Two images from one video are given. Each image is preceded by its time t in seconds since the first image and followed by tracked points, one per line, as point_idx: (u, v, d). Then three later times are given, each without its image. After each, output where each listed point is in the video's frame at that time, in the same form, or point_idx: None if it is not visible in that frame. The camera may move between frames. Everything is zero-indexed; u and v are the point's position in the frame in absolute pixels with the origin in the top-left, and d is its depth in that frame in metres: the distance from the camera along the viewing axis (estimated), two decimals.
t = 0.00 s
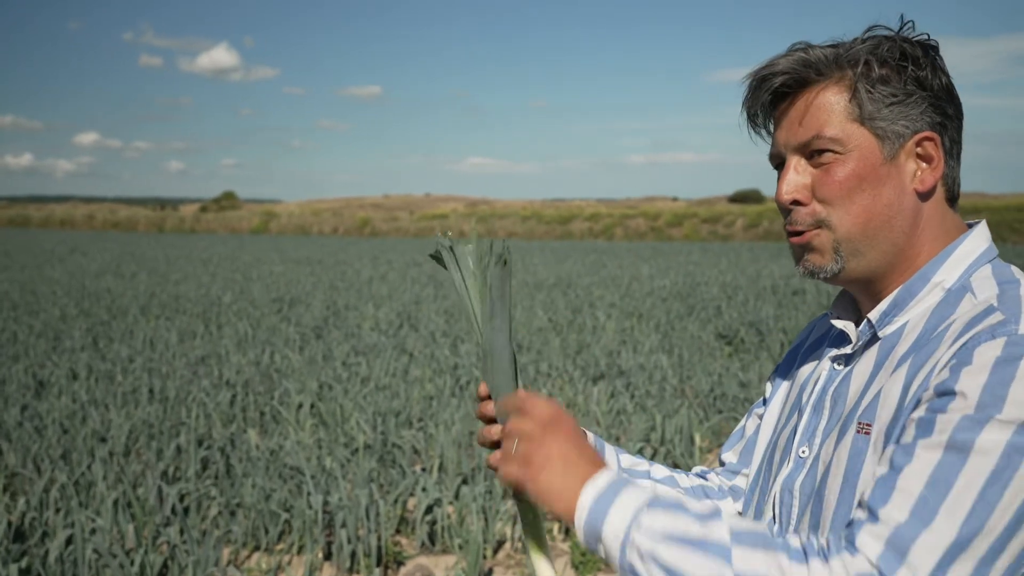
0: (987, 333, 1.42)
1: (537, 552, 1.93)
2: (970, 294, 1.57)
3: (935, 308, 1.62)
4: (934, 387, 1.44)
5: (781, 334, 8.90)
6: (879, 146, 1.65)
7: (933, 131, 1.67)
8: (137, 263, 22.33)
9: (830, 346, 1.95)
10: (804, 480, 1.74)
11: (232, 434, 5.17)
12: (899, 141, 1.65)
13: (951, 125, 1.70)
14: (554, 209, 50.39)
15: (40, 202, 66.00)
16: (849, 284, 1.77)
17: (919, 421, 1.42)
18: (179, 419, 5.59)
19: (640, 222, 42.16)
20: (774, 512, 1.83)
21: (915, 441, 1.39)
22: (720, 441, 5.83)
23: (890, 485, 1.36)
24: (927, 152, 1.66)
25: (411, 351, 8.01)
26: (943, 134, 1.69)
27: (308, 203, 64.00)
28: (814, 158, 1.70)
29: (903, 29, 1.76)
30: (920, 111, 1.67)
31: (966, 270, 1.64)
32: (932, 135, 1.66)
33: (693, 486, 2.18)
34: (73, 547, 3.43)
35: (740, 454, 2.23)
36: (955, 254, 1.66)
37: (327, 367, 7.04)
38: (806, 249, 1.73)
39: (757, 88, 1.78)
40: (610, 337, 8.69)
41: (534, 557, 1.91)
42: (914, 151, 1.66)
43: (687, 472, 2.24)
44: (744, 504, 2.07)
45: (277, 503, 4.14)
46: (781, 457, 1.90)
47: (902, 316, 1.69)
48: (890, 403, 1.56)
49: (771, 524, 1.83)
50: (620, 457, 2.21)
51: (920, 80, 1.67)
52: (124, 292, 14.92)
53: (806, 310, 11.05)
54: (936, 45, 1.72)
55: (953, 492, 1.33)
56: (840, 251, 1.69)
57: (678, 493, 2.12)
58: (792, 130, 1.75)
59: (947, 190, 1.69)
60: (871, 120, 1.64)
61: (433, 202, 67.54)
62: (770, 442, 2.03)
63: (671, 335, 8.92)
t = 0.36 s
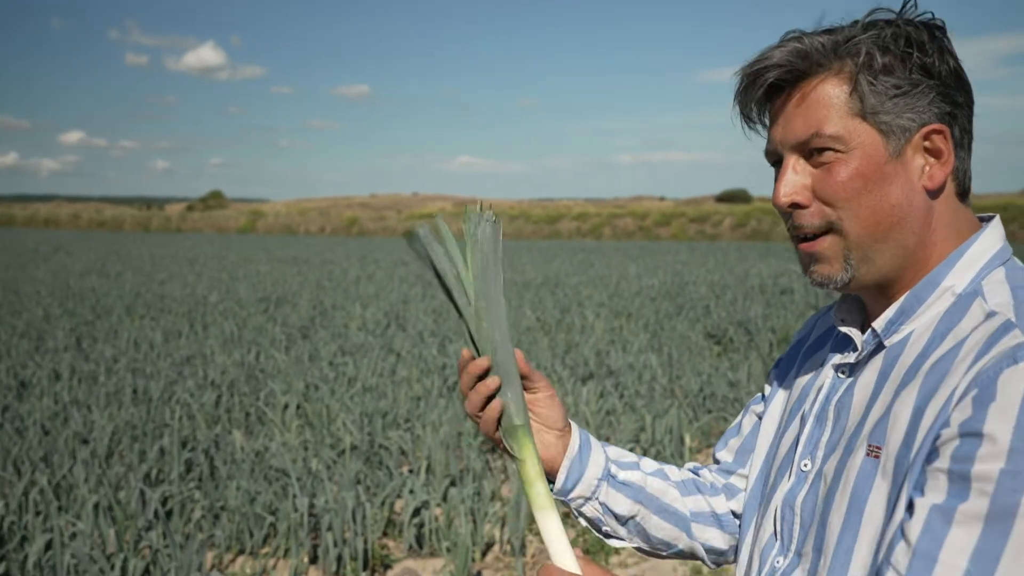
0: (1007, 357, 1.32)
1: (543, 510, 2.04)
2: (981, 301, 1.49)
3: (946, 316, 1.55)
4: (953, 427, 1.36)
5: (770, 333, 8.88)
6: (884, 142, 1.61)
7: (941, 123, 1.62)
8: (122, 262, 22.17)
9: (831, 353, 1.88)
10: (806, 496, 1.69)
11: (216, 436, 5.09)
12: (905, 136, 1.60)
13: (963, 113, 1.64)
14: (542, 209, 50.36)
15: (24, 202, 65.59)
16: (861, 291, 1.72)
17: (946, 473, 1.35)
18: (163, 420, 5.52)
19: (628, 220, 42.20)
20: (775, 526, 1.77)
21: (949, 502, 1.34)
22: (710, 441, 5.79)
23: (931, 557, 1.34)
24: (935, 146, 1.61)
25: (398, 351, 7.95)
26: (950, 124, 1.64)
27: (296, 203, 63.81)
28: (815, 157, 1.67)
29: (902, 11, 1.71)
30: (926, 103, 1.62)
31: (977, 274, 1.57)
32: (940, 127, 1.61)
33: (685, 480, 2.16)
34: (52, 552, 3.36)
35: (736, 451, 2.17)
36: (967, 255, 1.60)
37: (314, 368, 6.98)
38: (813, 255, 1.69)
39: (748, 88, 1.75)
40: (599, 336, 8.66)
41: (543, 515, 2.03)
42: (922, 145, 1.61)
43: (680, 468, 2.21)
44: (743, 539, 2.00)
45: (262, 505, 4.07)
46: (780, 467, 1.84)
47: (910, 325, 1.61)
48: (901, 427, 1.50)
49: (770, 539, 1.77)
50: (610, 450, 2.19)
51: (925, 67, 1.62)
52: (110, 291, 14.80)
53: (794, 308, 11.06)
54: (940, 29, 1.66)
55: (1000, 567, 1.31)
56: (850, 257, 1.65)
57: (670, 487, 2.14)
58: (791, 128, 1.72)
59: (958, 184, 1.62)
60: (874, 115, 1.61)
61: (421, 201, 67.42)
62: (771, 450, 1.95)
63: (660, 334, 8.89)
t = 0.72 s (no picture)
0: None
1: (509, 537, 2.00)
2: (1003, 312, 1.49)
3: (963, 327, 1.54)
4: (976, 442, 1.35)
5: (755, 334, 8.91)
6: (859, 174, 1.56)
7: (922, 136, 1.55)
8: (104, 263, 22.02)
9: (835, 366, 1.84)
10: (812, 511, 1.66)
11: (200, 439, 5.04)
12: (881, 165, 1.55)
13: (952, 114, 1.55)
14: (527, 209, 50.34)
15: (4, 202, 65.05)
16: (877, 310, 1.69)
17: (970, 488, 1.34)
18: (145, 423, 5.46)
19: (613, 220, 42.25)
20: (777, 542, 1.74)
21: (971, 518, 1.33)
22: (697, 441, 5.78)
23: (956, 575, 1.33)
24: (913, 167, 1.55)
25: (383, 352, 7.92)
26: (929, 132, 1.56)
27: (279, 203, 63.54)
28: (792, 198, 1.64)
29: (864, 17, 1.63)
30: (903, 117, 1.55)
31: (994, 281, 1.55)
32: (918, 144, 1.54)
33: (704, 520, 2.14)
34: (34, 558, 3.31)
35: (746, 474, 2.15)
36: (980, 265, 1.57)
37: (298, 369, 6.94)
38: (814, 289, 1.69)
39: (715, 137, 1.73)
40: (584, 337, 8.65)
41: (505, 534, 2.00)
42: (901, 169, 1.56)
43: (697, 502, 2.18)
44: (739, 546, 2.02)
45: (246, 509, 4.03)
46: (782, 480, 1.81)
47: (923, 335, 1.59)
48: (918, 443, 1.49)
49: (772, 555, 1.74)
50: (624, 507, 2.16)
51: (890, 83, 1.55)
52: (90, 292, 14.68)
53: (779, 308, 11.09)
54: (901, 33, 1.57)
55: None
56: (848, 290, 1.63)
57: (689, 535, 2.12)
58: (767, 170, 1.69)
59: (955, 196, 1.56)
60: (842, 150, 1.56)
61: (406, 201, 67.31)
62: (770, 464, 1.93)
63: (646, 335, 8.90)
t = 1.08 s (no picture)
0: None
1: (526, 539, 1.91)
2: (998, 304, 1.53)
3: (960, 320, 1.58)
4: (980, 432, 1.37)
5: (733, 334, 8.99)
6: (895, 145, 1.61)
7: (949, 126, 1.64)
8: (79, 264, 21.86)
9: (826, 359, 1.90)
10: (813, 502, 1.70)
11: (182, 439, 5.02)
12: (916, 140, 1.61)
13: (968, 117, 1.66)
14: (505, 210, 50.44)
15: None
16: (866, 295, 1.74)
17: (975, 478, 1.36)
18: (126, 423, 5.44)
19: (590, 222, 42.36)
20: (777, 532, 1.78)
21: (977, 508, 1.35)
22: (677, 440, 5.83)
23: (968, 565, 1.34)
24: (943, 150, 1.62)
25: (364, 352, 7.93)
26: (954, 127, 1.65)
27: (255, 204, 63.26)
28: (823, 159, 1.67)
29: (911, 9, 1.71)
30: (937, 105, 1.63)
31: (985, 274, 1.60)
32: (949, 131, 1.62)
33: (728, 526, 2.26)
34: (18, 558, 3.29)
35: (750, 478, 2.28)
36: (973, 256, 1.63)
37: (279, 369, 6.92)
38: (816, 258, 1.70)
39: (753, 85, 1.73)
40: (565, 337, 8.69)
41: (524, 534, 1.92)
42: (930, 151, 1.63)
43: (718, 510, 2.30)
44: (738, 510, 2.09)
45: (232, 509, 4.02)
46: (780, 472, 1.86)
47: (918, 326, 1.64)
48: (919, 431, 1.51)
49: (772, 545, 1.79)
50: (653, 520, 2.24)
51: (935, 70, 1.63)
52: (65, 293, 14.57)
53: (756, 308, 11.20)
54: (949, 33, 1.67)
55: None
56: (855, 263, 1.66)
57: (717, 541, 2.23)
58: (797, 129, 1.71)
59: (962, 190, 1.66)
60: (886, 117, 1.61)
61: (383, 202, 67.14)
62: (765, 455, 1.98)
63: (626, 335, 8.96)
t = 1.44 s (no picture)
0: None
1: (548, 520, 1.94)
2: (986, 280, 1.64)
3: (951, 293, 1.68)
4: (982, 391, 1.46)
5: (708, 332, 9.11)
6: (903, 134, 1.70)
7: (950, 119, 1.73)
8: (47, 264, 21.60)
9: (821, 336, 1.99)
10: (815, 469, 1.79)
11: (164, 437, 5.03)
12: (920, 130, 1.70)
13: (964, 111, 1.76)
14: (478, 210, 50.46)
15: None
16: (862, 272, 1.82)
17: (979, 433, 1.44)
18: (107, 422, 5.42)
19: (563, 222, 42.48)
20: (780, 501, 1.88)
21: (982, 460, 1.42)
22: (655, 435, 5.92)
23: (975, 514, 1.41)
24: (944, 141, 1.72)
25: (342, 351, 7.95)
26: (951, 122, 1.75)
27: (226, 204, 62.81)
28: (836, 143, 1.74)
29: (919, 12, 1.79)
30: (940, 99, 1.72)
31: (973, 253, 1.71)
32: (950, 123, 1.72)
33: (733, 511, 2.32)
34: (6, 552, 3.29)
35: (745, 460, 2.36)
36: (961, 237, 1.73)
37: (259, 368, 6.93)
38: (824, 235, 1.77)
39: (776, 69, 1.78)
40: (542, 335, 8.76)
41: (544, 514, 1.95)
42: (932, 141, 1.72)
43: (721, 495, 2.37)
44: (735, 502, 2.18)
45: (217, 505, 4.04)
46: (779, 445, 1.96)
47: (911, 303, 1.74)
48: (919, 396, 1.62)
49: (776, 514, 1.88)
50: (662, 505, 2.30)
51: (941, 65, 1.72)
52: (35, 293, 14.43)
53: (729, 307, 11.33)
54: (954, 33, 1.76)
55: None
56: (859, 240, 1.74)
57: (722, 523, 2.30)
58: (812, 113, 1.77)
59: (953, 178, 1.77)
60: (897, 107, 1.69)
61: (355, 203, 66.91)
62: (762, 433, 2.07)
63: (603, 333, 9.04)
